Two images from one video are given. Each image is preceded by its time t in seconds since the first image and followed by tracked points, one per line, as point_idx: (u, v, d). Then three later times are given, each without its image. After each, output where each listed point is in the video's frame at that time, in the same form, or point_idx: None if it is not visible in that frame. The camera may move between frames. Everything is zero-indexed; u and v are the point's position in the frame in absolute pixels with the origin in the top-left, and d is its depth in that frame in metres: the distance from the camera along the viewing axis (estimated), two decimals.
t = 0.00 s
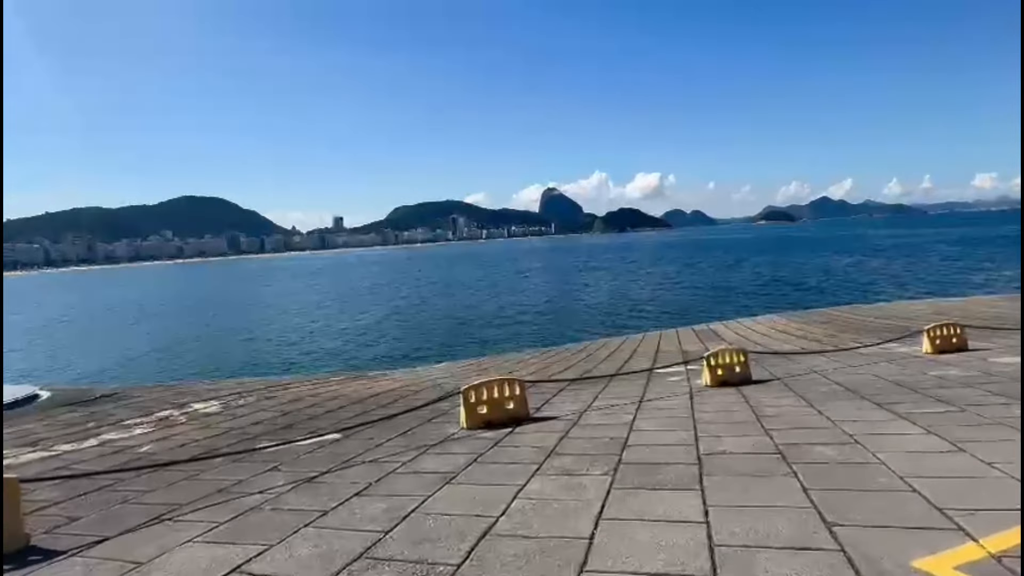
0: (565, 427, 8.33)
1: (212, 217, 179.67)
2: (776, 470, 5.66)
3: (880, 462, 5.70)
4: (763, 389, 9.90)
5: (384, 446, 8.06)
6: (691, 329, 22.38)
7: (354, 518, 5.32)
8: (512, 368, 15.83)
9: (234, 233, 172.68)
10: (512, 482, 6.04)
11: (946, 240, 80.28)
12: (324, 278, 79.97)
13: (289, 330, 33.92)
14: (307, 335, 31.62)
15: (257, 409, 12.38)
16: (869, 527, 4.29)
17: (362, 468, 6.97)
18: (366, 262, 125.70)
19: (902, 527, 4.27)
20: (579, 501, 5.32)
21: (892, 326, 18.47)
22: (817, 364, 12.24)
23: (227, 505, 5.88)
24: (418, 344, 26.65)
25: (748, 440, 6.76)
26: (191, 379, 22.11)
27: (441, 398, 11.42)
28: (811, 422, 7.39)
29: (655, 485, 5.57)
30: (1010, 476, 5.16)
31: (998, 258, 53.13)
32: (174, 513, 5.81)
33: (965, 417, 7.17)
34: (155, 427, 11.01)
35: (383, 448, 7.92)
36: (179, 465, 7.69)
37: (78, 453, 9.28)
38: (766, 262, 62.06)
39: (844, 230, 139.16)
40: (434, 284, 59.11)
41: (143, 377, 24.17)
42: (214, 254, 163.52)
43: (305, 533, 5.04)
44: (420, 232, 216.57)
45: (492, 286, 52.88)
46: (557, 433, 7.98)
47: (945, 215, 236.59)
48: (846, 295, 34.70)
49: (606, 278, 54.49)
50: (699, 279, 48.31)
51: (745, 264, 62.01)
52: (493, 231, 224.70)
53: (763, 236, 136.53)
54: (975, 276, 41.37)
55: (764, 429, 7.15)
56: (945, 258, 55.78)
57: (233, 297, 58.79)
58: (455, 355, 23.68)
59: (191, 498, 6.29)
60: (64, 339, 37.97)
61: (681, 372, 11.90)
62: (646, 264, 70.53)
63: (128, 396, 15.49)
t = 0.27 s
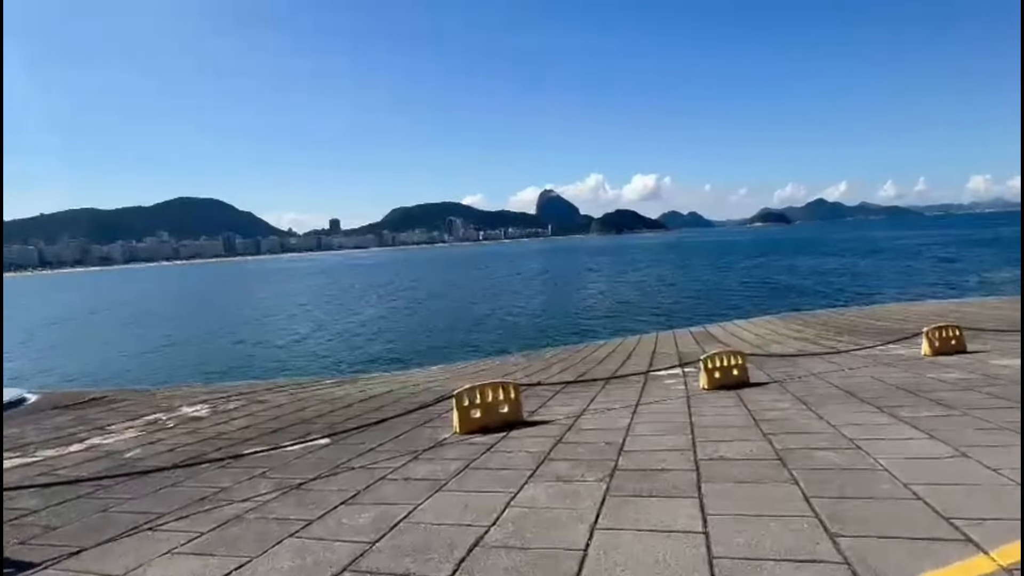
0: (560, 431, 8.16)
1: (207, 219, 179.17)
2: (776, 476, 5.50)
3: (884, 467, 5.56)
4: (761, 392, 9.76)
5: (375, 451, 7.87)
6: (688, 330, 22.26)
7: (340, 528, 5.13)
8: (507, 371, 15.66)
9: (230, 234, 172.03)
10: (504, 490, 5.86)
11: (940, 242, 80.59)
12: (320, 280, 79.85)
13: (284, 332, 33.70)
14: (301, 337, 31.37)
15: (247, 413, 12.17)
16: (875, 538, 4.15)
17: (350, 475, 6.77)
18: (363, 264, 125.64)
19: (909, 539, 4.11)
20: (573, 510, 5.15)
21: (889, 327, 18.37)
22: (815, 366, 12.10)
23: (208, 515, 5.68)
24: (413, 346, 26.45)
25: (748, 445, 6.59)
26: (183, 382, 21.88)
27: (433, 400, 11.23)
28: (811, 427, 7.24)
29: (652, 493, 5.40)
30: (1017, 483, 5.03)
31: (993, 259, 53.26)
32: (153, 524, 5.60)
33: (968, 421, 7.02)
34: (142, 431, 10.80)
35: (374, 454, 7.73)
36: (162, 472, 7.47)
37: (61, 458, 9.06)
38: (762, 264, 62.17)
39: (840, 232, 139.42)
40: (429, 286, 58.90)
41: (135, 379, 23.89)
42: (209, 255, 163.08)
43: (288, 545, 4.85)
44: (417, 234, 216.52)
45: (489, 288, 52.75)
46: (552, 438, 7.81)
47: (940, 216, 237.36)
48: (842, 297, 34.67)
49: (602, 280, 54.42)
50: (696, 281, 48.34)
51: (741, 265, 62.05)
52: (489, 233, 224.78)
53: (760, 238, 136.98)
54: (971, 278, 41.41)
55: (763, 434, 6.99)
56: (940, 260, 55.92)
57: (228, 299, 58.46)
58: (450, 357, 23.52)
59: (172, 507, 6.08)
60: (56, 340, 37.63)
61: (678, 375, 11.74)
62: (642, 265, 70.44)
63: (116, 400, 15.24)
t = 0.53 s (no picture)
0: (549, 436, 7.99)
1: (199, 221, 178.25)
2: (769, 485, 5.35)
3: (879, 475, 5.42)
4: (754, 396, 9.62)
5: (360, 458, 7.67)
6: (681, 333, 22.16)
7: (319, 541, 4.92)
8: (498, 374, 15.49)
9: (222, 236, 171.07)
10: (490, 499, 5.67)
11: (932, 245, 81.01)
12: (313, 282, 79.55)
13: (274, 335, 33.42)
14: (292, 340, 31.12)
15: (232, 418, 11.95)
16: (873, 550, 4.00)
17: (332, 484, 6.56)
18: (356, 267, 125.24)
19: (907, 552, 3.96)
20: (561, 520, 4.98)
21: (882, 330, 18.32)
22: (809, 370, 11.99)
23: (182, 527, 5.47)
24: (405, 349, 26.25)
25: (740, 451, 6.44)
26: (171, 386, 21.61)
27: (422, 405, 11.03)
28: (805, 432, 7.09)
29: (642, 502, 5.23)
30: (1016, 491, 4.90)
31: (984, 262, 53.50)
32: (125, 536, 5.39)
33: (964, 426, 6.89)
34: (124, 437, 10.56)
35: (358, 461, 7.54)
36: (139, 481, 7.23)
37: (37, 466, 8.80)
38: (755, 267, 62.21)
39: (832, 235, 140.13)
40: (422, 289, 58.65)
41: (122, 384, 23.53)
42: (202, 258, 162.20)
43: (262, 559, 4.65)
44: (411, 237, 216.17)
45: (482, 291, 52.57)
46: (541, 444, 7.63)
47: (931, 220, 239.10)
48: (835, 300, 34.70)
49: (596, 283, 54.34)
50: (689, 284, 48.33)
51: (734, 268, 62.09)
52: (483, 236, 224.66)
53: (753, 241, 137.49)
54: (962, 281, 41.57)
55: (756, 440, 6.84)
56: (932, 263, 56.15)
57: (219, 302, 57.99)
58: (442, 361, 23.33)
59: (146, 518, 5.87)
60: (43, 344, 37.22)
61: (670, 379, 11.60)
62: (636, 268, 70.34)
63: (100, 405, 14.94)
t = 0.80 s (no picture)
0: (535, 445, 7.80)
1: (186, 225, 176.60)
2: (758, 496, 5.20)
3: (870, 485, 5.29)
4: (743, 402, 9.50)
5: (339, 468, 7.45)
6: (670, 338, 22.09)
7: (290, 559, 4.69)
8: (486, 380, 15.30)
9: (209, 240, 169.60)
10: (471, 512, 5.47)
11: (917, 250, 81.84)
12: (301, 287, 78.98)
13: (260, 340, 33.03)
14: (278, 345, 30.77)
15: (211, 426, 11.67)
16: (867, 566, 3.85)
17: (309, 496, 6.33)
18: (345, 271, 124.55)
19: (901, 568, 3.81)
20: (544, 534, 4.79)
21: (870, 335, 18.32)
22: (797, 375, 11.90)
23: (149, 543, 5.23)
24: (392, 354, 26.01)
25: (729, 460, 6.30)
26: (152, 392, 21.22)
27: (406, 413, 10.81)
28: (795, 440, 6.96)
29: (628, 515, 5.06)
30: (1012, 502, 4.78)
31: (969, 267, 54.02)
32: (87, 554, 5.14)
33: (954, 434, 6.79)
34: (98, 446, 10.26)
35: (338, 471, 7.31)
36: (106, 494, 6.94)
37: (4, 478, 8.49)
38: (744, 272, 62.44)
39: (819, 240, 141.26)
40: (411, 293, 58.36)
41: (101, 390, 23.06)
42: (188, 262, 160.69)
43: None
44: (400, 241, 215.53)
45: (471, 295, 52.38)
46: (526, 452, 7.44)
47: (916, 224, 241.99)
48: (823, 304, 34.85)
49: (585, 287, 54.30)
50: (677, 288, 48.40)
51: (722, 273, 62.29)
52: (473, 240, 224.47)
53: (742, 245, 138.41)
54: (947, 285, 41.93)
55: (745, 448, 6.70)
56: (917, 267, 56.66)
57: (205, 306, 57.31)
58: (429, 366, 23.11)
59: (112, 534, 5.62)
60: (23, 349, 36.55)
61: (658, 385, 11.46)
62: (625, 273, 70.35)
63: (75, 412, 14.57)
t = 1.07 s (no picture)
0: (517, 455, 7.59)
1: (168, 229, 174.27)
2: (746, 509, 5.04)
3: (860, 498, 5.15)
4: (729, 410, 9.37)
5: (314, 480, 7.18)
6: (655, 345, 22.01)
7: None
8: (469, 387, 15.06)
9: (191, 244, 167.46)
10: (449, 527, 5.25)
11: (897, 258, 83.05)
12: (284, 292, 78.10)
13: (241, 346, 32.50)
14: (259, 351, 30.28)
15: (185, 434, 11.30)
16: None
17: (281, 510, 6.06)
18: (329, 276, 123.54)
19: None
20: (524, 551, 4.58)
21: (854, 342, 18.37)
22: (782, 382, 11.82)
23: (106, 563, 4.94)
24: (375, 360, 25.67)
25: (716, 471, 6.13)
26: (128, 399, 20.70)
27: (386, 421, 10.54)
28: (781, 450, 6.82)
29: (612, 530, 4.87)
30: (1003, 514, 4.68)
31: (948, 275, 54.84)
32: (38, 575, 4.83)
33: (941, 443, 6.70)
34: (64, 456, 9.86)
35: (313, 483, 7.05)
36: (66, 508, 6.60)
37: None
38: (728, 279, 62.85)
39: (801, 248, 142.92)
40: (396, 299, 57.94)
41: (73, 397, 22.40)
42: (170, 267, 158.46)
43: None
44: (386, 247, 214.54)
45: (456, 301, 52.14)
46: (508, 463, 7.23)
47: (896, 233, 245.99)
48: (806, 311, 35.07)
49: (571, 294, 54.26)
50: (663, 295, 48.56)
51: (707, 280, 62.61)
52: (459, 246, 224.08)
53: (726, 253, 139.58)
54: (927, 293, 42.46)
55: (732, 458, 6.54)
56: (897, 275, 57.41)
57: (184, 311, 56.27)
58: (413, 372, 22.83)
59: (68, 552, 5.32)
60: None
61: (643, 393, 11.31)
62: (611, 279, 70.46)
63: (43, 421, 14.06)
